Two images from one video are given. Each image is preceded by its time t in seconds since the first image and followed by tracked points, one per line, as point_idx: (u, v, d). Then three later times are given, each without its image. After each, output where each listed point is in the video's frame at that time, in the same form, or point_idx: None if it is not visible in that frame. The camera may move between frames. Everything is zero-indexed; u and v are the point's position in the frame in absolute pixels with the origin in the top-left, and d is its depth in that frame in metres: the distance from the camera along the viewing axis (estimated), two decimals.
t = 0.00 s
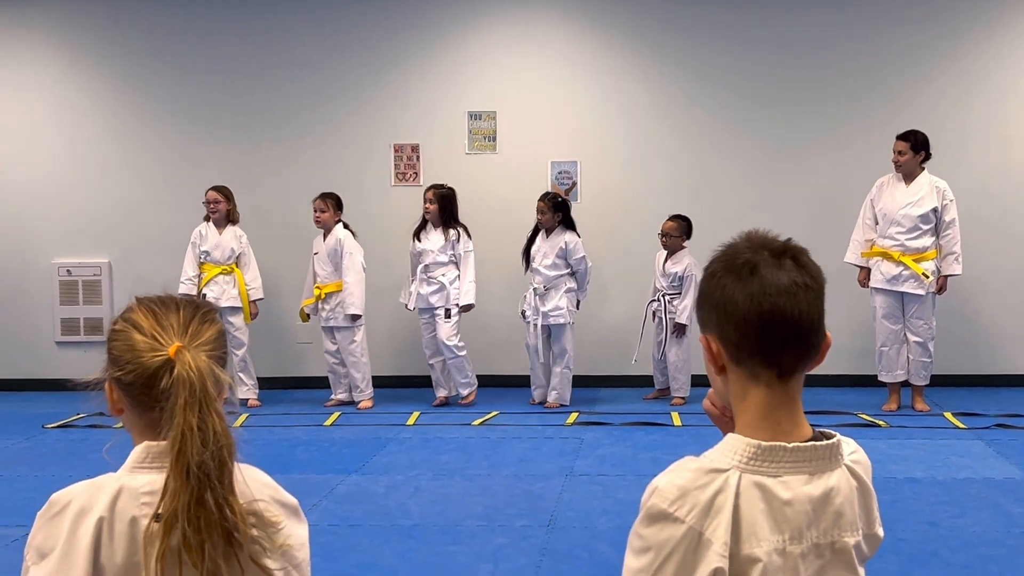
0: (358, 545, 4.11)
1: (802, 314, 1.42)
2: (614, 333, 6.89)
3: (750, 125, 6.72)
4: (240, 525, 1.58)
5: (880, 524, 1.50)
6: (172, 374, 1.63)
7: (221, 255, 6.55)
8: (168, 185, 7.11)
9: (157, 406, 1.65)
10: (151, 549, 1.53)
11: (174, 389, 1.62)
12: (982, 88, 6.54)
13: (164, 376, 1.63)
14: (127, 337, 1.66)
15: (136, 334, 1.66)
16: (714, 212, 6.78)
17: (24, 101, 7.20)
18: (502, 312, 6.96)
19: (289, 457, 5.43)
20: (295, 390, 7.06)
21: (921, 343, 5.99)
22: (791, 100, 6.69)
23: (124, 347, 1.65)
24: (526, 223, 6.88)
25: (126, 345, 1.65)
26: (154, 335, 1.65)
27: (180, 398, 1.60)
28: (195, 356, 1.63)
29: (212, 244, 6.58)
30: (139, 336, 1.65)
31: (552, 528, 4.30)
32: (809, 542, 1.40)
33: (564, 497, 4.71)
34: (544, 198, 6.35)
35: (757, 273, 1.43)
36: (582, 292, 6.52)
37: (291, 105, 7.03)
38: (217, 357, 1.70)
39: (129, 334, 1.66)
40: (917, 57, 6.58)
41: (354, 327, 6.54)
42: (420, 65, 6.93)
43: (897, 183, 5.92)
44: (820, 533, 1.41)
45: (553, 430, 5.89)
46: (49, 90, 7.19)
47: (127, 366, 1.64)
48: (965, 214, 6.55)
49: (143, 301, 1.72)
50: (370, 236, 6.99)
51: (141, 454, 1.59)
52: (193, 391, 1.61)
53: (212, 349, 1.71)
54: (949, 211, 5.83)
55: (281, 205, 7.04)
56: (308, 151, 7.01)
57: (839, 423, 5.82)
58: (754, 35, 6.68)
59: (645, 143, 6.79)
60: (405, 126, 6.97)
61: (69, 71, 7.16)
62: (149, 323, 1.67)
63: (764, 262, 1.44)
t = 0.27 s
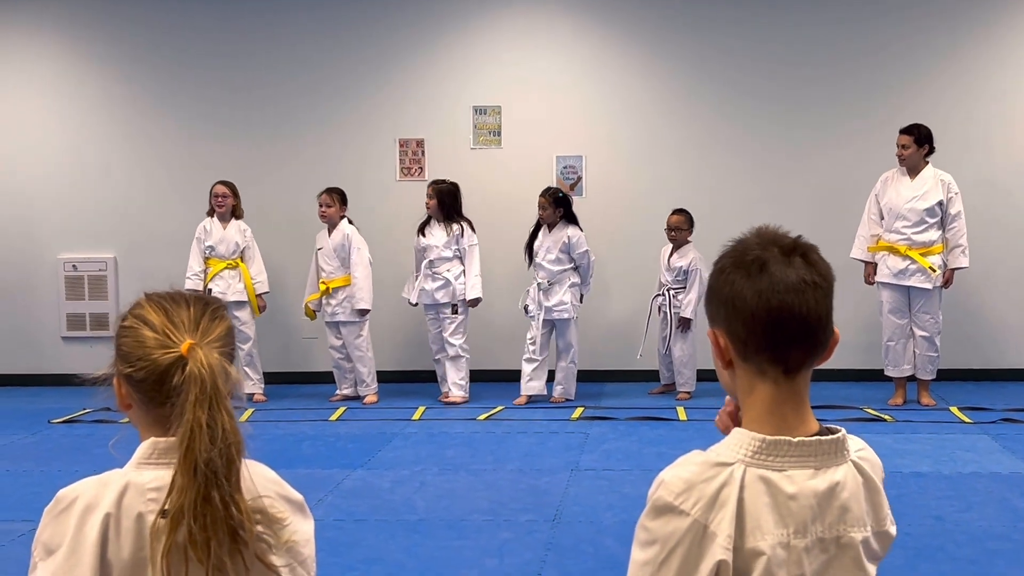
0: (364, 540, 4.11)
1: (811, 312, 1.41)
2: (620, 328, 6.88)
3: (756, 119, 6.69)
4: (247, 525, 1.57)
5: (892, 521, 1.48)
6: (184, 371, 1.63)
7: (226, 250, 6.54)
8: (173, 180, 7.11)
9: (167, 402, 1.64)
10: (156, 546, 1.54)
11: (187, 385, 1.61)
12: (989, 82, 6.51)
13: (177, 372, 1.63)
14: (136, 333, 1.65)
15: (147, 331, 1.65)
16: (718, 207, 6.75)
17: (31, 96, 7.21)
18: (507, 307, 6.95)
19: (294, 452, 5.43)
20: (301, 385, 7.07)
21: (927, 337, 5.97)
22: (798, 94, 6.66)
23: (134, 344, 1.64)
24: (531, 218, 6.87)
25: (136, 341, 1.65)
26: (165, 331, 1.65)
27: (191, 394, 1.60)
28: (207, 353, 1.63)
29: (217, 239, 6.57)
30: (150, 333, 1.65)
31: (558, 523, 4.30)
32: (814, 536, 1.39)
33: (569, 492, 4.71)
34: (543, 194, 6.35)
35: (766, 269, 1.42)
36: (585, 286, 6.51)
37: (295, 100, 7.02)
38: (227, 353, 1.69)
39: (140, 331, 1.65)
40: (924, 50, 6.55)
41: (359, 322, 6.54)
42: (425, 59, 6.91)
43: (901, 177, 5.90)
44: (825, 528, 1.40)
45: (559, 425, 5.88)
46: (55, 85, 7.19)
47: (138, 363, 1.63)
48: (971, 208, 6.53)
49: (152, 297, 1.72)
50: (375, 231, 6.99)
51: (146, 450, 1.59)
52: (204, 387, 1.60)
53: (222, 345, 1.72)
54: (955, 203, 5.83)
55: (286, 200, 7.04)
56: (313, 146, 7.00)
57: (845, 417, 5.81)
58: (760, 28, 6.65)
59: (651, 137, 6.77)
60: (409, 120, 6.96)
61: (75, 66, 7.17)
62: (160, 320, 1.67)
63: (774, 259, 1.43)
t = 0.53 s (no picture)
0: (369, 534, 4.11)
1: (819, 310, 1.41)
2: (625, 323, 6.87)
3: (761, 113, 6.68)
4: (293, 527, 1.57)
5: (912, 509, 1.43)
6: (244, 381, 1.64)
7: (231, 245, 6.55)
8: (177, 175, 7.12)
9: (205, 406, 1.62)
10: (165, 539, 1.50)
11: (261, 398, 1.64)
12: (994, 75, 6.48)
13: (235, 382, 1.63)
14: (183, 332, 1.60)
15: (199, 331, 1.61)
16: (723, 201, 6.73)
17: (35, 91, 7.21)
18: (512, 302, 6.94)
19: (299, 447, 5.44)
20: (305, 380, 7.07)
21: (934, 331, 5.96)
22: (803, 87, 6.64)
23: (186, 344, 1.60)
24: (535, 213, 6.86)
25: (187, 341, 1.60)
26: (220, 336, 1.63)
27: (270, 406, 1.63)
28: (278, 366, 1.66)
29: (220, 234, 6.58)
30: (198, 333, 1.61)
31: (563, 517, 4.29)
32: (818, 520, 1.39)
33: (574, 486, 4.71)
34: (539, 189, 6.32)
35: (776, 267, 1.41)
36: (585, 281, 6.51)
37: (299, 96, 7.02)
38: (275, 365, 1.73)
39: (189, 330, 1.61)
40: (931, 43, 6.52)
41: (365, 316, 6.58)
42: (428, 54, 6.91)
43: (905, 171, 5.88)
44: (830, 512, 1.39)
45: (564, 420, 5.88)
46: (59, 81, 7.19)
47: (188, 365, 1.59)
48: (977, 202, 6.51)
49: (189, 292, 1.67)
50: (380, 226, 6.98)
51: (153, 443, 1.56)
52: (283, 402, 1.64)
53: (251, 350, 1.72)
54: (960, 196, 5.81)
55: (291, 195, 7.04)
56: (317, 141, 7.00)
57: (851, 412, 5.80)
58: (766, 22, 6.63)
59: (655, 131, 6.75)
60: (413, 116, 6.95)
61: (80, 61, 7.17)
62: (211, 321, 1.64)
63: (783, 256, 1.42)
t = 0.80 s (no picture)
0: (373, 529, 4.12)
1: (823, 306, 1.41)
2: (629, 318, 6.87)
3: (765, 108, 6.66)
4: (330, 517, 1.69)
5: (912, 498, 1.41)
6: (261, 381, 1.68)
7: (236, 240, 6.58)
8: (182, 172, 7.14)
9: (219, 402, 1.63)
10: (180, 531, 1.50)
11: (282, 397, 1.68)
12: (999, 69, 6.47)
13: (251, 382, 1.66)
14: (199, 332, 1.61)
15: (214, 332, 1.62)
16: (727, 196, 6.73)
17: (41, 88, 7.23)
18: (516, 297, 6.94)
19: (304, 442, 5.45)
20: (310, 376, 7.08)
21: (938, 325, 5.95)
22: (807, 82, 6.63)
23: (203, 344, 1.61)
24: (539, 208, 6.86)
25: (204, 342, 1.61)
26: (235, 337, 1.65)
27: (293, 405, 1.68)
28: (296, 365, 1.70)
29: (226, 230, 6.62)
30: (213, 334, 1.62)
31: (567, 511, 4.30)
32: (813, 504, 1.39)
33: (579, 481, 4.72)
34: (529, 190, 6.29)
35: (780, 263, 1.41)
36: (580, 276, 6.52)
37: (303, 92, 7.02)
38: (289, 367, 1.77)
39: (205, 331, 1.62)
40: (936, 37, 6.51)
41: (369, 312, 6.59)
42: (433, 51, 6.90)
43: (909, 165, 5.87)
44: (826, 496, 1.39)
45: (568, 415, 5.88)
46: (64, 77, 7.21)
47: (206, 365, 1.60)
48: (982, 196, 6.50)
49: (202, 292, 1.68)
50: (384, 222, 6.99)
51: (164, 435, 1.56)
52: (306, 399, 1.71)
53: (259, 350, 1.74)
54: (964, 189, 5.80)
55: (295, 192, 7.04)
56: (321, 138, 7.01)
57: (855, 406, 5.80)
58: (769, 17, 6.62)
59: (659, 126, 6.75)
60: (417, 112, 6.95)
61: (85, 58, 7.19)
62: (226, 323, 1.65)
63: (787, 252, 1.42)
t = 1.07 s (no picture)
0: (378, 524, 4.13)
1: (822, 299, 1.42)
2: (633, 312, 6.87)
3: (769, 102, 6.65)
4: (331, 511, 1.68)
5: (914, 491, 1.41)
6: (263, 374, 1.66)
7: (245, 235, 6.59)
8: (187, 168, 7.15)
9: (225, 396, 1.64)
10: (181, 526, 1.52)
11: (284, 391, 1.66)
12: (1003, 61, 6.45)
13: (254, 376, 1.65)
14: (201, 326, 1.62)
15: (217, 327, 1.63)
16: (731, 190, 6.72)
17: (45, 85, 7.24)
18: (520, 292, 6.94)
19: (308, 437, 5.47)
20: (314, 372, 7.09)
21: (942, 319, 5.95)
22: (811, 75, 6.62)
23: (205, 337, 1.61)
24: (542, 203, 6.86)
25: (206, 336, 1.61)
26: (237, 331, 1.64)
27: (295, 399, 1.66)
28: (298, 357, 1.67)
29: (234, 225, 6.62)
30: (216, 328, 1.62)
31: (571, 506, 4.31)
32: (815, 499, 1.39)
33: (583, 475, 4.72)
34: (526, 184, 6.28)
35: (778, 257, 1.41)
36: (577, 271, 6.51)
37: (306, 88, 7.02)
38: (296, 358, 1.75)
39: (207, 325, 1.62)
40: (940, 30, 6.49)
41: (373, 309, 6.58)
42: (436, 46, 6.90)
43: (913, 158, 5.86)
44: (828, 491, 1.40)
45: (572, 410, 5.88)
46: (68, 74, 7.22)
47: (208, 359, 1.61)
48: (986, 189, 6.48)
49: (207, 285, 1.68)
50: (388, 217, 6.99)
51: (170, 431, 1.58)
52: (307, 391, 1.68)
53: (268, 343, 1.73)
54: (968, 182, 5.79)
55: (299, 187, 7.05)
56: (324, 133, 7.01)
57: (859, 400, 5.80)
58: (772, 11, 6.61)
59: (662, 120, 6.74)
60: (420, 107, 6.95)
61: (88, 55, 7.20)
62: (229, 316, 1.65)
63: (786, 246, 1.42)
